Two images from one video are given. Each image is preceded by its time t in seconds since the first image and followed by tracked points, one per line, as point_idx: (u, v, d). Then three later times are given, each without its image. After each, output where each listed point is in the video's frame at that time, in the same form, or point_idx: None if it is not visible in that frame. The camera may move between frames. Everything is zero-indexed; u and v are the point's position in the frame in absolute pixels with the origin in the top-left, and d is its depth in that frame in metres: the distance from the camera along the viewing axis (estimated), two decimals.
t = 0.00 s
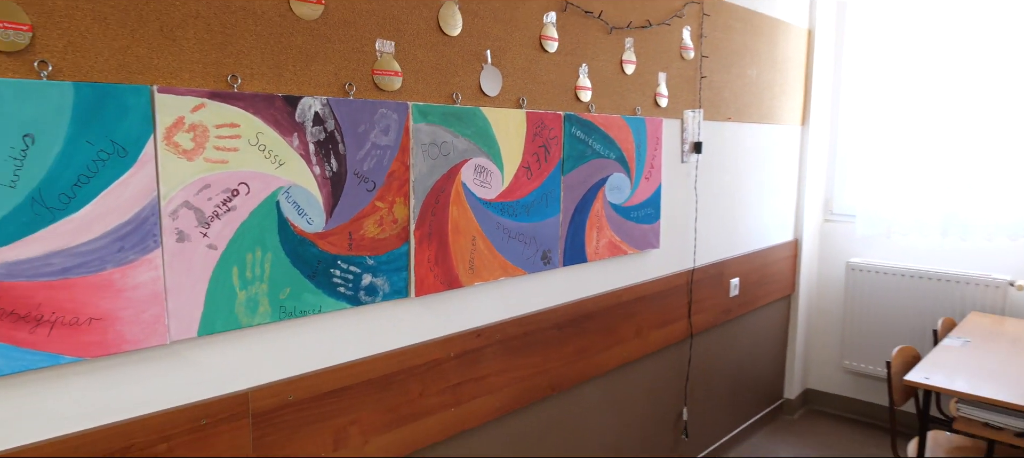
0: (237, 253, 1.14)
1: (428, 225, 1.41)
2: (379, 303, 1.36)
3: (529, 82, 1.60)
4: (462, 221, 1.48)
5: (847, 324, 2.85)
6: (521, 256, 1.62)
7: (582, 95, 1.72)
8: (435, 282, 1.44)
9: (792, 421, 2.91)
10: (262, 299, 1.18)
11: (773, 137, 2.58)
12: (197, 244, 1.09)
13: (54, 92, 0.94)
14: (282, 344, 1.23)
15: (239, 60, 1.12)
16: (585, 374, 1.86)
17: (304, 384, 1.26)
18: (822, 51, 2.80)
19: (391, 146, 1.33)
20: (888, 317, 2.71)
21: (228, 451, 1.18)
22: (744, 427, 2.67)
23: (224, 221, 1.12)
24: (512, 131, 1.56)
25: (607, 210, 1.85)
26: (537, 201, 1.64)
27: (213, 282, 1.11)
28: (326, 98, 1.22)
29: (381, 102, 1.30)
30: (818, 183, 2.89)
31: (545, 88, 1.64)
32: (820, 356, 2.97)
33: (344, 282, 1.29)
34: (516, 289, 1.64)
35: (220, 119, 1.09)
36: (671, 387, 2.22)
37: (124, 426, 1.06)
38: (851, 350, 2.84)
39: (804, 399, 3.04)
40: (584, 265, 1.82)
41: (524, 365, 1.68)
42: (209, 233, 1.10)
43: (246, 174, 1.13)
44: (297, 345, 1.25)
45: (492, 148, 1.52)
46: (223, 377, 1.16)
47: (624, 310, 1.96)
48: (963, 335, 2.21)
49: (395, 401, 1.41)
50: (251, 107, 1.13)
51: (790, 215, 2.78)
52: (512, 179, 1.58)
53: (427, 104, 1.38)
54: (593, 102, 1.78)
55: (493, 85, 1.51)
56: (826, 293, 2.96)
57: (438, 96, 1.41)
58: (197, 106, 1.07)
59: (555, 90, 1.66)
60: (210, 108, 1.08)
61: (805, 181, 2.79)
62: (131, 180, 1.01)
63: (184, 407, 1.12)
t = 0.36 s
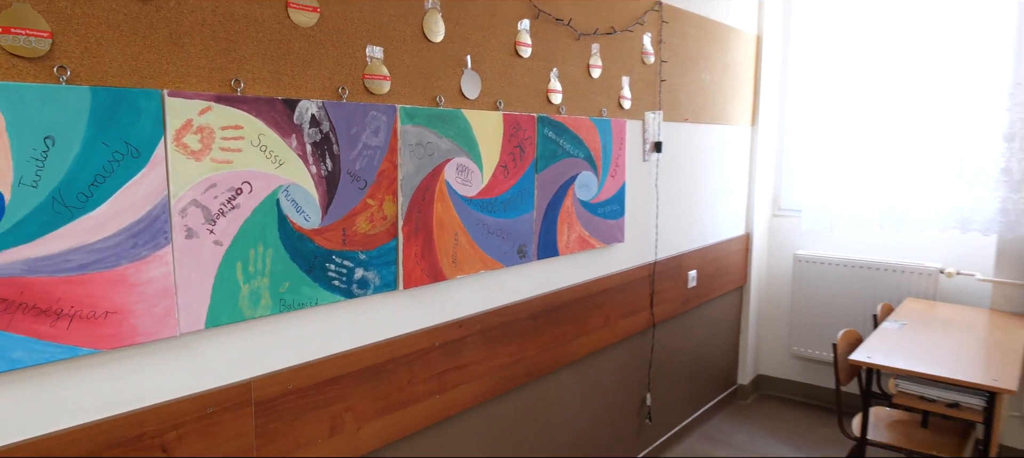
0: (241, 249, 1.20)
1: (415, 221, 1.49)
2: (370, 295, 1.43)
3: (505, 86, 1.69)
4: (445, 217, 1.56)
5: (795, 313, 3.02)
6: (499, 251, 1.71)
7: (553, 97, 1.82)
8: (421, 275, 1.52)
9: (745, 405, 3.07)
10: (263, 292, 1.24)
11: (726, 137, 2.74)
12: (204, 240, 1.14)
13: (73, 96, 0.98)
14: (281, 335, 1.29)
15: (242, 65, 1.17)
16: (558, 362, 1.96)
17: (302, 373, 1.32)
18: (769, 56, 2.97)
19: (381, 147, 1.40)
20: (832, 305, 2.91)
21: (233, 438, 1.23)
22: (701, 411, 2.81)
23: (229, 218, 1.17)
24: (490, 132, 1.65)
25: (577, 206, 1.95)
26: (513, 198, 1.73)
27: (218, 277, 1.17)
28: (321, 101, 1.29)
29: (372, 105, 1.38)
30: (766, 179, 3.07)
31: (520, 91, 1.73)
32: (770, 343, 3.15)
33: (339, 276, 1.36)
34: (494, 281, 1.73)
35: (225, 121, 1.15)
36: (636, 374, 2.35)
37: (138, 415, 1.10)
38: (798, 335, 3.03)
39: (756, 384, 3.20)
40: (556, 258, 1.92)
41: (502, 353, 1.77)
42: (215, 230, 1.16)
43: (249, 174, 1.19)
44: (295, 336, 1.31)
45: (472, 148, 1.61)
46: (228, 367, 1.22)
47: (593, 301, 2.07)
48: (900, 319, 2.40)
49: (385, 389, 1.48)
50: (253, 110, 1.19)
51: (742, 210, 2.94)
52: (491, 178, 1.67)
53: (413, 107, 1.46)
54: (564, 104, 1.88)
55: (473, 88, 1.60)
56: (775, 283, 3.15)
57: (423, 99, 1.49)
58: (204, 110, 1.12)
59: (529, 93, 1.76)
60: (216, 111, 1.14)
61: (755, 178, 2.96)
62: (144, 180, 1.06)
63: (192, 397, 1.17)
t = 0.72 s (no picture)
0: (224, 242, 1.26)
1: (386, 216, 1.57)
2: (344, 287, 1.50)
3: (468, 87, 1.78)
4: (414, 212, 1.64)
5: (740, 302, 3.19)
6: (464, 243, 1.80)
7: (513, 98, 1.92)
8: (392, 267, 1.60)
9: (694, 391, 3.23)
10: (245, 283, 1.30)
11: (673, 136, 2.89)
12: (190, 234, 1.20)
13: (67, 97, 1.04)
14: (262, 324, 1.35)
15: (223, 68, 1.23)
16: (520, 350, 2.06)
17: (282, 361, 1.39)
18: (712, 58, 3.13)
19: (353, 145, 1.48)
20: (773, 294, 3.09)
21: (218, 423, 1.29)
22: (653, 397, 2.95)
23: (213, 213, 1.24)
24: (455, 131, 1.74)
25: (536, 202, 2.06)
26: (476, 193, 1.83)
27: (203, 269, 1.23)
28: (298, 101, 1.36)
29: (345, 105, 1.45)
30: (711, 176, 3.23)
31: (482, 92, 1.82)
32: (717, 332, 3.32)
33: (315, 268, 1.43)
34: (460, 273, 1.82)
35: (209, 121, 1.21)
36: (593, 361, 2.46)
37: (129, 401, 1.15)
38: (743, 323, 3.21)
39: (705, 371, 3.36)
40: (517, 251, 2.02)
41: (468, 341, 1.86)
42: (200, 224, 1.22)
43: (231, 171, 1.25)
44: (274, 326, 1.38)
45: (438, 146, 1.69)
46: (213, 355, 1.28)
47: (552, 292, 2.18)
48: (835, 304, 2.58)
49: (360, 376, 1.55)
50: (234, 110, 1.25)
51: (689, 205, 3.10)
52: (455, 175, 1.75)
53: (383, 107, 1.54)
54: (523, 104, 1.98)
55: (439, 89, 1.68)
56: (720, 274, 3.32)
57: (392, 100, 1.57)
58: (189, 110, 1.18)
59: (490, 94, 1.85)
60: (200, 111, 1.20)
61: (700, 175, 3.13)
62: (134, 176, 1.12)
63: (179, 384, 1.23)
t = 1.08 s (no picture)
0: (203, 234, 1.34)
1: (353, 210, 1.67)
2: (314, 277, 1.59)
3: (428, 89, 1.88)
4: (379, 206, 1.74)
5: (685, 293, 3.37)
6: (426, 236, 1.91)
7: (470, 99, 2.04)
8: (359, 259, 1.70)
9: (643, 378, 3.39)
10: (223, 273, 1.38)
11: (621, 136, 3.05)
12: (172, 226, 1.28)
13: (58, 97, 1.11)
14: (238, 312, 1.43)
15: (202, 70, 1.32)
16: (479, 338, 2.18)
17: (257, 347, 1.47)
18: (657, 61, 3.30)
19: (322, 143, 1.57)
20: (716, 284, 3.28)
21: (199, 405, 1.37)
22: (604, 384, 3.10)
23: (193, 206, 1.32)
24: (417, 130, 1.84)
25: (493, 197, 2.18)
26: (437, 189, 1.94)
27: (184, 259, 1.31)
28: (270, 102, 1.45)
29: (314, 105, 1.54)
30: (657, 173, 3.40)
31: (441, 93, 1.93)
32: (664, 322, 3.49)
33: (287, 259, 1.52)
34: (422, 265, 1.92)
35: (189, 120, 1.29)
36: (547, 349, 2.59)
37: (116, 384, 1.23)
38: (688, 312, 3.39)
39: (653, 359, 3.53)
40: (475, 244, 2.14)
41: (430, 329, 1.96)
42: (181, 217, 1.30)
43: (209, 167, 1.34)
44: (250, 313, 1.46)
45: (401, 144, 1.80)
46: (193, 341, 1.35)
47: (508, 283, 2.30)
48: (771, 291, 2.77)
49: (329, 361, 1.65)
50: (212, 110, 1.33)
51: (636, 201, 3.26)
52: (417, 171, 1.86)
53: (350, 108, 1.63)
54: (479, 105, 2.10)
55: (401, 90, 1.79)
56: (667, 266, 3.50)
57: (358, 100, 1.66)
58: (170, 110, 1.26)
59: (449, 96, 1.96)
60: (180, 111, 1.28)
61: (647, 172, 3.29)
62: (120, 172, 1.20)
63: (162, 368, 1.30)
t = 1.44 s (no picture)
0: (169, 235, 1.41)
1: (311, 210, 1.75)
2: (274, 274, 1.67)
3: (381, 95, 1.98)
4: (335, 207, 1.83)
5: (628, 287, 3.54)
6: (380, 235, 2.00)
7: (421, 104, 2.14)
8: (317, 257, 1.78)
9: (589, 370, 3.54)
10: (187, 271, 1.46)
11: (566, 138, 3.19)
12: (139, 227, 1.35)
13: (32, 105, 1.17)
14: (202, 308, 1.51)
15: (166, 79, 1.39)
16: (432, 332, 2.28)
17: (221, 342, 1.54)
18: (599, 67, 3.46)
19: (280, 147, 1.65)
20: (657, 278, 3.45)
21: (166, 397, 1.43)
22: (552, 376, 3.23)
23: (159, 208, 1.39)
24: (370, 134, 1.94)
25: (443, 197, 2.28)
26: (390, 190, 2.03)
27: (150, 258, 1.38)
28: (231, 108, 1.52)
29: (272, 111, 1.63)
30: (600, 174, 3.56)
31: (393, 99, 2.03)
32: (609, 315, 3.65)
33: (249, 258, 1.59)
34: (377, 262, 2.02)
35: (154, 126, 1.36)
36: (497, 342, 2.71)
37: (87, 378, 1.29)
38: (631, 305, 3.55)
39: (598, 351, 3.68)
40: (427, 242, 2.24)
41: (385, 324, 2.06)
42: (147, 218, 1.37)
43: (174, 170, 1.41)
44: (213, 309, 1.53)
45: (356, 148, 1.89)
46: (159, 336, 1.42)
47: (458, 279, 2.41)
48: (707, 283, 2.95)
49: (289, 355, 1.73)
50: (176, 116, 1.40)
51: (581, 201, 3.42)
52: (371, 174, 1.95)
53: (306, 114, 1.72)
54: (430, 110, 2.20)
55: (354, 96, 1.88)
56: (610, 262, 3.66)
57: (314, 106, 1.75)
58: (137, 117, 1.33)
59: (400, 101, 2.06)
60: (146, 118, 1.35)
61: (591, 173, 3.45)
62: (90, 176, 1.26)
63: (130, 362, 1.37)
